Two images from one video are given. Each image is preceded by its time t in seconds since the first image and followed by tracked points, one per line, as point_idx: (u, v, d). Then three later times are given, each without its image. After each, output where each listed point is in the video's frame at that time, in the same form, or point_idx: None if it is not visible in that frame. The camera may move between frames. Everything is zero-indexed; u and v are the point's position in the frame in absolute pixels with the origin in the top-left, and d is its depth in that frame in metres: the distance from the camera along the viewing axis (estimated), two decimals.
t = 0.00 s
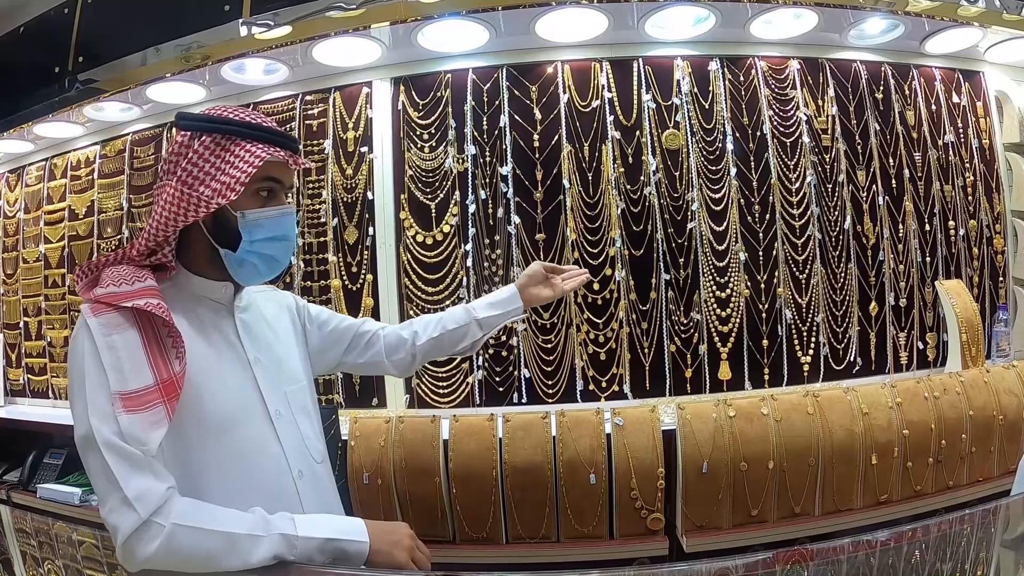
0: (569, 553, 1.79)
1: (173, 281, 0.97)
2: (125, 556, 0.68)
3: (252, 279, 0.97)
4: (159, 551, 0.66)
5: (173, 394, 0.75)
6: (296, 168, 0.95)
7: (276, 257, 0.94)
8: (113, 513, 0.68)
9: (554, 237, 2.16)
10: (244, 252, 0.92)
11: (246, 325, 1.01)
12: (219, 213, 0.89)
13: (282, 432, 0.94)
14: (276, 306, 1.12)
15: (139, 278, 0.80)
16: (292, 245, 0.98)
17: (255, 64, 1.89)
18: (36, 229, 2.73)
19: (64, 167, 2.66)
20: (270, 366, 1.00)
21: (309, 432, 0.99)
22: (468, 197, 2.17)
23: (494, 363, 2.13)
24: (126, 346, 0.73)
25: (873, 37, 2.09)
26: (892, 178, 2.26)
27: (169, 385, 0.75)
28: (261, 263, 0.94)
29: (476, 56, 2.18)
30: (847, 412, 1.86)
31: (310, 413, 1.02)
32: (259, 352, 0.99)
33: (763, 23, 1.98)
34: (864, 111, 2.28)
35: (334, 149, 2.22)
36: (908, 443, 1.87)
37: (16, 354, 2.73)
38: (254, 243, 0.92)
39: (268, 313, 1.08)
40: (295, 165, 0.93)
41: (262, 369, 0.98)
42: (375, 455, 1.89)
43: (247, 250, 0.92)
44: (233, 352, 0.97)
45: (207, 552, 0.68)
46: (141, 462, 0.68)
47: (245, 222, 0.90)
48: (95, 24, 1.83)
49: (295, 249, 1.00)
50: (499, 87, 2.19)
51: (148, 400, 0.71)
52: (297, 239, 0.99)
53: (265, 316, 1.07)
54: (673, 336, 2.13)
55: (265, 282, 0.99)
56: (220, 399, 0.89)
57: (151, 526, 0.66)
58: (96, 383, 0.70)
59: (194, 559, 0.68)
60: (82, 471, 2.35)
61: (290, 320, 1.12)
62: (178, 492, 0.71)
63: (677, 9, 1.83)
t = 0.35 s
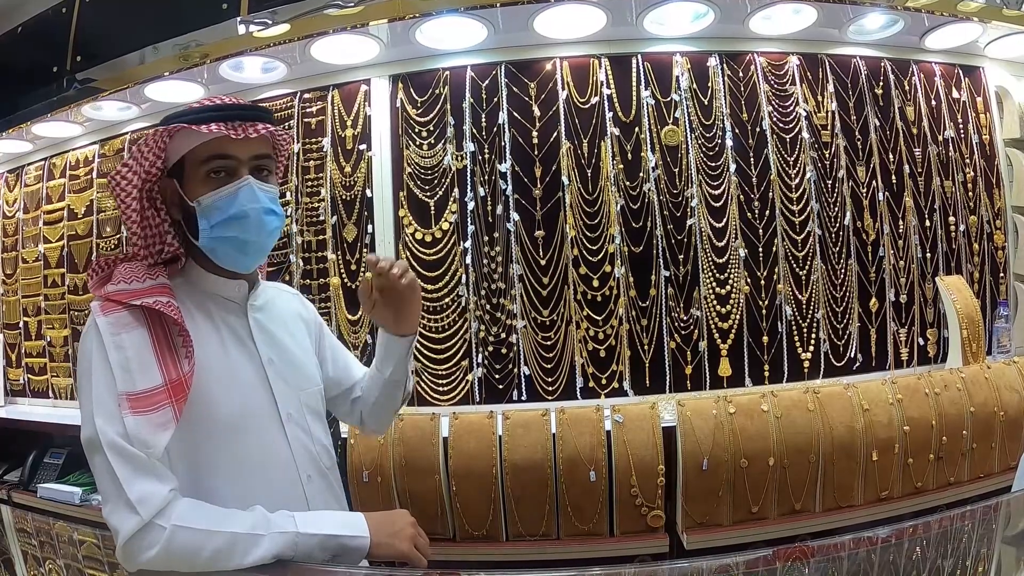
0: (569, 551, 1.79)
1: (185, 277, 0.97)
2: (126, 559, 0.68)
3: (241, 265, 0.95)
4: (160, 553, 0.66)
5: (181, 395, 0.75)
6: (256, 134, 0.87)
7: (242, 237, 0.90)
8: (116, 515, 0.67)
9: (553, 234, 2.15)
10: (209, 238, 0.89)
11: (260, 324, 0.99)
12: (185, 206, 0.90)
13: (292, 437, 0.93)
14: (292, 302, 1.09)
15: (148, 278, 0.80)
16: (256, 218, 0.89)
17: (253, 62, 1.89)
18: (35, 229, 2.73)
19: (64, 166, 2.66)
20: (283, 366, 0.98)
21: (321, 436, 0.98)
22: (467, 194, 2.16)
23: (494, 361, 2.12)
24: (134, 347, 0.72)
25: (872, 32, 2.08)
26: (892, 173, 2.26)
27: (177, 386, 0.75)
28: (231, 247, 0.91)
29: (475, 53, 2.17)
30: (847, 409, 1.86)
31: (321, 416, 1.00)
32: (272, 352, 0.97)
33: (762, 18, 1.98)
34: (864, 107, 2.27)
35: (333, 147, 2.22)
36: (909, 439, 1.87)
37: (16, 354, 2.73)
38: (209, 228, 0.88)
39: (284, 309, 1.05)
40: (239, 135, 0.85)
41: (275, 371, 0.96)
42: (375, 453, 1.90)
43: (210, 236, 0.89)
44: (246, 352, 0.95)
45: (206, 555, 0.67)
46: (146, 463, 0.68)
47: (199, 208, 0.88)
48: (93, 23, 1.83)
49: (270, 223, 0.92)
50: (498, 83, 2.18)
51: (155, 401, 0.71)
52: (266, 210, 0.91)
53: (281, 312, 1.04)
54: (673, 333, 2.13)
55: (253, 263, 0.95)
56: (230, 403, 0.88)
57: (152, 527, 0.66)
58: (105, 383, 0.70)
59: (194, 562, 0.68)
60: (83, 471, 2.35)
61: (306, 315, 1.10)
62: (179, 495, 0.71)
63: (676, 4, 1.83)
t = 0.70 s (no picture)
0: (569, 548, 1.79)
1: (180, 278, 0.98)
2: (125, 560, 0.68)
3: (232, 273, 0.94)
4: (159, 553, 0.66)
5: (173, 393, 0.74)
6: (252, 141, 0.86)
7: (228, 248, 0.89)
8: (112, 515, 0.67)
9: (552, 231, 2.15)
10: (196, 244, 0.89)
11: (254, 325, 0.98)
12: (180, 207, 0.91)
13: (286, 440, 0.92)
14: (296, 305, 1.07)
15: (140, 277, 0.80)
16: (243, 231, 0.88)
17: (251, 61, 1.88)
18: (34, 229, 2.73)
19: (63, 166, 2.66)
20: (279, 368, 0.97)
21: (319, 438, 0.96)
22: (467, 192, 2.16)
23: (494, 359, 2.12)
24: (125, 346, 0.72)
25: (872, 28, 2.08)
26: (892, 170, 2.26)
27: (169, 385, 0.74)
28: (218, 256, 0.90)
29: (475, 51, 2.17)
30: (848, 405, 1.86)
31: (322, 417, 0.98)
32: (266, 354, 0.96)
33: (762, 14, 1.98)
34: (864, 103, 2.27)
35: (332, 146, 2.22)
36: (909, 436, 1.87)
37: (16, 354, 2.74)
38: (197, 235, 0.88)
39: (284, 309, 1.04)
40: (235, 141, 0.84)
41: (269, 374, 0.95)
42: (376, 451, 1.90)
43: (197, 242, 0.89)
44: (237, 354, 0.95)
45: (207, 555, 0.67)
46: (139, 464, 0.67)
47: (190, 212, 0.88)
48: (91, 22, 1.83)
49: (260, 236, 0.90)
50: (497, 81, 2.18)
51: (145, 399, 0.70)
52: (256, 223, 0.89)
53: (280, 313, 1.03)
54: (673, 330, 2.13)
55: (243, 272, 0.94)
56: (222, 406, 0.87)
57: (151, 527, 0.66)
58: (95, 383, 0.70)
59: (194, 562, 0.67)
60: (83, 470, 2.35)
61: (307, 314, 1.08)
62: (177, 494, 0.71)
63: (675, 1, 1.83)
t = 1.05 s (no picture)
0: (569, 546, 1.79)
1: (175, 277, 0.98)
2: (125, 563, 0.68)
3: (225, 269, 0.94)
4: (159, 558, 0.66)
5: (166, 395, 0.74)
6: (245, 134, 0.85)
7: (219, 242, 0.88)
8: (108, 519, 0.67)
9: (552, 230, 2.15)
10: (188, 238, 0.88)
11: (249, 327, 0.98)
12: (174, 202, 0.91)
13: (280, 444, 0.92)
14: (292, 307, 1.07)
15: (134, 276, 0.80)
16: (235, 224, 0.87)
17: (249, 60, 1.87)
18: (34, 229, 2.73)
19: (62, 166, 2.66)
20: (273, 371, 0.97)
21: (314, 442, 0.96)
22: (466, 190, 2.17)
23: (494, 357, 2.13)
24: (118, 347, 0.72)
25: (871, 27, 2.08)
26: (892, 168, 2.26)
27: (162, 387, 0.74)
28: (210, 251, 0.90)
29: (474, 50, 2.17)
30: (847, 402, 1.86)
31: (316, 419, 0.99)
32: (261, 356, 0.96)
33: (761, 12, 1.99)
34: (863, 101, 2.27)
35: (331, 145, 2.22)
36: (909, 433, 1.87)
37: (16, 354, 2.74)
38: (189, 228, 0.87)
39: (280, 310, 1.04)
40: (227, 133, 0.83)
41: (263, 376, 0.95)
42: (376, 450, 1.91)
43: (190, 236, 0.88)
44: (232, 357, 0.94)
45: (208, 556, 0.67)
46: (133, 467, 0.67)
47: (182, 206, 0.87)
48: (89, 22, 1.82)
49: (252, 230, 0.89)
50: (496, 79, 2.18)
51: (138, 401, 0.70)
52: (249, 216, 0.89)
53: (275, 315, 1.03)
54: (673, 328, 2.14)
55: (237, 269, 0.94)
56: (215, 409, 0.87)
57: (149, 533, 0.66)
58: (87, 384, 0.69)
59: (196, 564, 0.68)
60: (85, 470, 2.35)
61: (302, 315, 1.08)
62: (174, 497, 0.71)
63: None
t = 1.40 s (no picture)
0: (569, 545, 1.79)
1: (184, 274, 0.96)
2: (126, 566, 0.67)
3: (231, 268, 0.93)
4: (163, 559, 0.66)
5: (176, 393, 0.74)
6: (248, 126, 0.86)
7: (225, 239, 0.89)
8: (112, 519, 0.67)
9: (551, 228, 2.15)
10: (195, 236, 0.88)
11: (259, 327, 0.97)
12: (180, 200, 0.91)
13: (287, 446, 0.92)
14: (297, 310, 1.08)
15: (142, 272, 0.80)
16: (239, 219, 0.87)
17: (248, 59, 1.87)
18: (33, 229, 2.73)
19: (60, 166, 2.65)
20: (283, 371, 0.96)
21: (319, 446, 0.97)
22: (465, 189, 2.17)
23: (492, 356, 2.13)
24: (127, 343, 0.71)
25: (869, 25, 2.08)
26: (890, 166, 2.26)
27: (171, 384, 0.74)
28: (215, 248, 0.90)
29: (472, 48, 2.17)
30: (847, 400, 1.87)
31: (321, 425, 0.99)
32: (271, 356, 0.96)
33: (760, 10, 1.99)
34: (861, 99, 2.27)
35: (330, 144, 2.22)
36: (908, 431, 1.87)
37: (16, 355, 2.74)
38: (196, 227, 0.87)
39: (286, 312, 1.05)
40: (231, 127, 0.85)
41: (272, 376, 0.94)
42: (376, 448, 1.91)
43: (196, 234, 0.88)
44: (242, 356, 0.94)
45: (212, 557, 0.67)
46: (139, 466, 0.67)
47: (188, 203, 0.88)
48: (87, 22, 1.82)
49: (258, 225, 0.90)
50: (494, 78, 2.18)
51: (147, 399, 0.70)
52: (254, 211, 0.89)
53: (282, 316, 1.03)
54: (672, 327, 2.14)
55: (244, 266, 0.94)
56: (223, 409, 0.87)
57: (155, 534, 0.66)
58: (95, 379, 0.69)
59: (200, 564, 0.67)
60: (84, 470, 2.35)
61: (307, 318, 1.09)
62: (178, 499, 0.71)
63: None
